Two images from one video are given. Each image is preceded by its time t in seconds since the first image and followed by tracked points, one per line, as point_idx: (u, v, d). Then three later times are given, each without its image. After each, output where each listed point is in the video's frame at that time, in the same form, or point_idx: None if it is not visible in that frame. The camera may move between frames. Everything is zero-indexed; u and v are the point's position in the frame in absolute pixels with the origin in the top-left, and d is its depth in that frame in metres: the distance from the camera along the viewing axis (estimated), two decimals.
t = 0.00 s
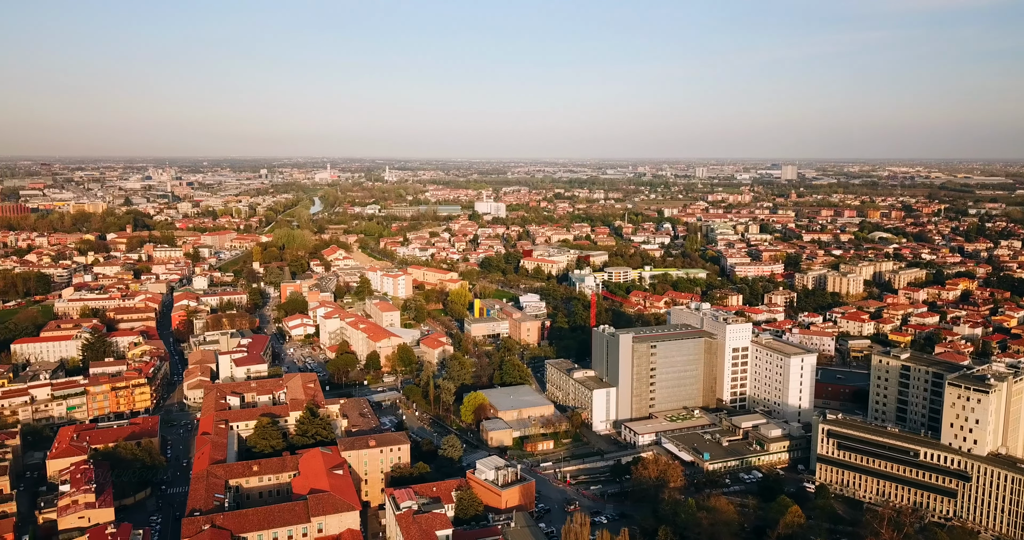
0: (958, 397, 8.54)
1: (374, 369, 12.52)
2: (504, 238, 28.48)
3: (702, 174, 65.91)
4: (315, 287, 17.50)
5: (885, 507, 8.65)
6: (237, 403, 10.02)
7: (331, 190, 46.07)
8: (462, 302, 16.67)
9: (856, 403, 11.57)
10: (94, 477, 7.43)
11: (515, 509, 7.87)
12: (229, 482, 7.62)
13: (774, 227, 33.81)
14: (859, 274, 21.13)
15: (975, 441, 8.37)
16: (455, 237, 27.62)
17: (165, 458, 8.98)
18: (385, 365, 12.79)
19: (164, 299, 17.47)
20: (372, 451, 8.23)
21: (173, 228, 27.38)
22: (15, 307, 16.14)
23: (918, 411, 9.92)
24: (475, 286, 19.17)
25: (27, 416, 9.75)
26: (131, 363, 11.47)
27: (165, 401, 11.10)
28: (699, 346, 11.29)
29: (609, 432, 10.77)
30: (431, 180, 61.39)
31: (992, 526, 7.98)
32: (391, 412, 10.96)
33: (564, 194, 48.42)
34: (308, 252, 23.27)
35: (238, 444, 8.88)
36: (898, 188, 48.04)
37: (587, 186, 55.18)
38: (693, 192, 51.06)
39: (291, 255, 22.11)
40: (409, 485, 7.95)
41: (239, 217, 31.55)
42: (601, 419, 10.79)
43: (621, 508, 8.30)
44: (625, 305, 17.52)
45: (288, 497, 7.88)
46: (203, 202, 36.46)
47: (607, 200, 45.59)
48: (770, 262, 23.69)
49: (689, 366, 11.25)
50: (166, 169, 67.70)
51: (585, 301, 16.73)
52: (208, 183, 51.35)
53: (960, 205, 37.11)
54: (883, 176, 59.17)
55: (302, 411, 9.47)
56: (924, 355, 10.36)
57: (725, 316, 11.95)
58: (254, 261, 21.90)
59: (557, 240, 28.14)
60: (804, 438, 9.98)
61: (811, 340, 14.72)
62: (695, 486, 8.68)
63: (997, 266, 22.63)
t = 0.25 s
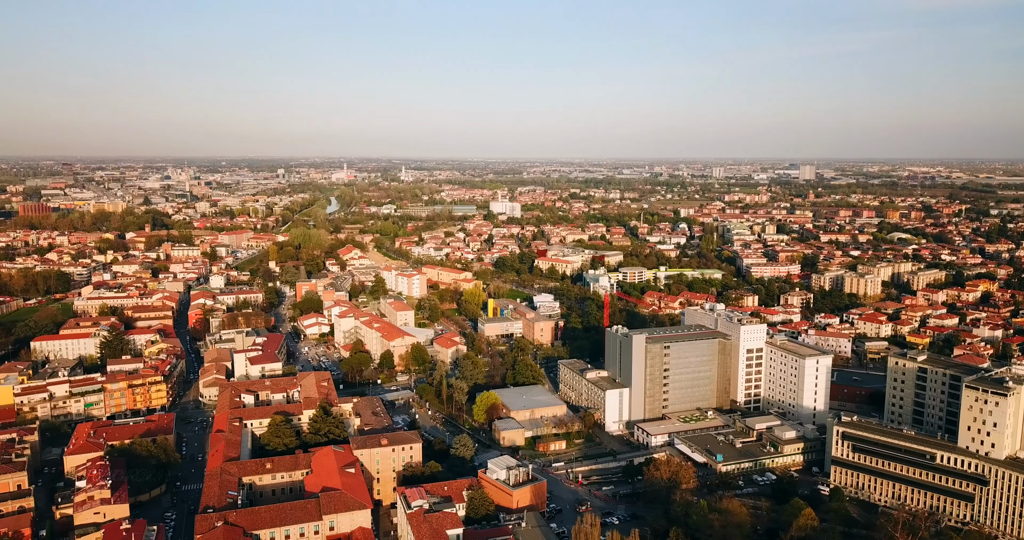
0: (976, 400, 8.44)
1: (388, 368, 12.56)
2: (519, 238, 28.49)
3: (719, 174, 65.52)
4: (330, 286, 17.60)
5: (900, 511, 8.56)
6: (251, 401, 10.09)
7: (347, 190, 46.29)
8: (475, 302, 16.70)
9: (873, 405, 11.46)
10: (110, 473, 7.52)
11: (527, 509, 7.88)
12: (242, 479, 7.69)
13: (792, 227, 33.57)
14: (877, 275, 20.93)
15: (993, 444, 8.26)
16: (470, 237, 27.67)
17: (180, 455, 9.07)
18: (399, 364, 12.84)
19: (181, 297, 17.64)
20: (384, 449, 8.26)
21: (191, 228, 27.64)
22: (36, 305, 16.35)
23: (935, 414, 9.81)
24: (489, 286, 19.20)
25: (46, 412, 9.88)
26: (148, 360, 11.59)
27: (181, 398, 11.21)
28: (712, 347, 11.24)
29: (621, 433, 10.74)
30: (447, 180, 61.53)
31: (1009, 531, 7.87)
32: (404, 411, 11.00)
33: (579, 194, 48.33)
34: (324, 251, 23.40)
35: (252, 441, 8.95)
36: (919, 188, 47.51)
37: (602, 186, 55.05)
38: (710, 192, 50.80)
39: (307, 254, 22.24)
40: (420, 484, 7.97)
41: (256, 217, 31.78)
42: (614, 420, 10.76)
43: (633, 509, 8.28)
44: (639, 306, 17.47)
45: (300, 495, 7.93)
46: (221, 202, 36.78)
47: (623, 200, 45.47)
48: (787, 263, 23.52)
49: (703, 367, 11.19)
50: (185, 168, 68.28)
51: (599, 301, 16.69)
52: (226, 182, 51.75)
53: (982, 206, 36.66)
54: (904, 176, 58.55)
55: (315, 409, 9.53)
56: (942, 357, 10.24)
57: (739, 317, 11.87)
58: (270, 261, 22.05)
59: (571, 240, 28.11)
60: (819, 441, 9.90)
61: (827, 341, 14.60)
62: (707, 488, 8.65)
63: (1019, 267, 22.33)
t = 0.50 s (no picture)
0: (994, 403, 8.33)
1: (402, 368, 12.60)
2: (534, 238, 28.48)
3: (737, 174, 65.10)
4: (346, 286, 17.70)
5: (917, 514, 8.45)
6: (266, 399, 10.17)
7: (364, 189, 46.49)
8: (490, 302, 16.72)
9: (890, 407, 11.33)
10: (126, 469, 7.62)
11: (539, 509, 7.88)
12: (256, 476, 7.75)
13: (810, 227, 33.28)
14: (896, 276, 20.70)
15: (1012, 449, 8.14)
16: (485, 236, 27.70)
17: (196, 452, 9.15)
18: (413, 363, 12.87)
19: (199, 296, 17.80)
20: (396, 448, 8.29)
21: (209, 227, 27.90)
22: (57, 303, 16.57)
23: (953, 417, 9.70)
24: (504, 286, 19.21)
25: (65, 409, 10.04)
26: (166, 358, 11.71)
27: (198, 396, 11.31)
28: (727, 347, 11.17)
29: (635, 433, 10.70)
30: (463, 180, 61.64)
31: None
32: (418, 410, 11.04)
33: (596, 194, 48.23)
34: (341, 251, 23.52)
35: (266, 439, 9.02)
36: (940, 188, 46.93)
37: (619, 186, 54.91)
38: (727, 192, 50.48)
39: (324, 253, 22.36)
40: (432, 483, 7.99)
41: (274, 216, 32.01)
42: (627, 420, 10.73)
43: (645, 510, 8.25)
44: (654, 306, 17.41)
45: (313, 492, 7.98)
46: (239, 201, 37.08)
47: (639, 200, 45.32)
48: (805, 263, 23.32)
49: (718, 367, 11.13)
50: (204, 168, 68.88)
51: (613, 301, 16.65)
52: (244, 182, 52.16)
53: (1005, 206, 36.15)
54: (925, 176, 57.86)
55: (329, 408, 9.58)
56: (960, 359, 10.12)
57: (755, 318, 11.80)
58: (287, 260, 22.20)
59: (587, 240, 28.06)
60: (834, 443, 9.81)
61: (845, 343, 14.46)
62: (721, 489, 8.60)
63: None
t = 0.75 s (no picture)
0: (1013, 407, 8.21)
1: (416, 367, 12.64)
2: (549, 238, 28.45)
3: (755, 174, 64.64)
4: (361, 285, 17.77)
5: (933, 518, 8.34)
6: (280, 397, 10.23)
7: (380, 189, 46.66)
8: (504, 301, 16.72)
9: (907, 410, 11.21)
10: (141, 465, 7.70)
11: (550, 509, 7.87)
12: (269, 474, 7.80)
13: (828, 228, 32.99)
14: (915, 277, 20.46)
15: None
16: (500, 236, 27.72)
17: (210, 449, 9.23)
18: (427, 363, 12.90)
19: (216, 295, 17.95)
20: (408, 447, 8.31)
21: (227, 226, 28.13)
22: (76, 302, 16.77)
23: (971, 421, 9.57)
24: (518, 285, 19.21)
25: (83, 406, 10.14)
26: (182, 356, 11.82)
27: (213, 394, 11.41)
28: (742, 348, 11.11)
29: (648, 434, 10.66)
30: (479, 180, 61.71)
31: None
32: (431, 409, 11.07)
33: (612, 194, 48.09)
34: (356, 250, 23.63)
35: (280, 437, 9.08)
36: (961, 188, 46.35)
37: (635, 186, 54.72)
38: (745, 192, 50.15)
39: (339, 253, 22.47)
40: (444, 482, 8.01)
41: (290, 216, 32.22)
42: (641, 421, 10.70)
43: (657, 511, 8.21)
44: (669, 307, 17.33)
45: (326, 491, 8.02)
46: (257, 201, 37.35)
47: (656, 200, 45.13)
48: (822, 264, 23.12)
49: (732, 369, 11.07)
50: (222, 168, 69.44)
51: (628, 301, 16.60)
52: (262, 182, 52.55)
53: None
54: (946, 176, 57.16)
55: (342, 407, 9.63)
56: (979, 362, 9.99)
57: (770, 319, 11.72)
58: (303, 259, 22.33)
59: (602, 240, 28.00)
60: (850, 445, 9.72)
61: (862, 345, 14.32)
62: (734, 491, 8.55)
63: None
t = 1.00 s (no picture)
0: None
1: (429, 366, 12.67)
2: (563, 238, 28.42)
3: (771, 174, 64.19)
4: (374, 284, 17.84)
5: (949, 522, 8.25)
6: (293, 395, 10.30)
7: (395, 189, 46.79)
8: (517, 301, 16.72)
9: (923, 412, 11.07)
10: (155, 462, 7.78)
11: (560, 509, 7.86)
12: (281, 471, 7.85)
13: (845, 228, 32.71)
14: (933, 278, 20.22)
15: None
16: (514, 236, 27.72)
17: (224, 447, 9.30)
18: (439, 362, 12.92)
19: (231, 293, 18.08)
20: (419, 446, 8.33)
21: (243, 226, 28.35)
22: (94, 300, 16.96)
23: (988, 423, 9.46)
24: (531, 285, 19.20)
25: (99, 403, 10.25)
26: (196, 354, 11.92)
27: (228, 392, 11.50)
28: (755, 349, 11.04)
29: (660, 435, 10.63)
30: (494, 180, 61.73)
31: None
32: (443, 408, 11.09)
33: (627, 194, 47.93)
34: (370, 249, 23.73)
35: (292, 435, 9.13)
36: (982, 188, 45.79)
37: (651, 186, 54.53)
38: (761, 192, 49.83)
39: (354, 252, 22.57)
40: (454, 481, 8.03)
41: (306, 216, 32.40)
42: (653, 421, 10.66)
43: (668, 512, 8.18)
44: (683, 307, 17.26)
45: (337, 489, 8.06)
46: (273, 200, 37.58)
47: (671, 200, 44.95)
48: (838, 265, 22.92)
49: (746, 369, 11.00)
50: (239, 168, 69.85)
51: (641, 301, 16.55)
52: (279, 181, 52.88)
53: None
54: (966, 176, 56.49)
55: (354, 405, 9.67)
56: (996, 363, 9.86)
57: (784, 319, 11.64)
58: (318, 258, 22.45)
59: (617, 240, 27.93)
60: (864, 447, 9.63)
61: (877, 346, 14.17)
62: (746, 493, 8.51)
63: None
